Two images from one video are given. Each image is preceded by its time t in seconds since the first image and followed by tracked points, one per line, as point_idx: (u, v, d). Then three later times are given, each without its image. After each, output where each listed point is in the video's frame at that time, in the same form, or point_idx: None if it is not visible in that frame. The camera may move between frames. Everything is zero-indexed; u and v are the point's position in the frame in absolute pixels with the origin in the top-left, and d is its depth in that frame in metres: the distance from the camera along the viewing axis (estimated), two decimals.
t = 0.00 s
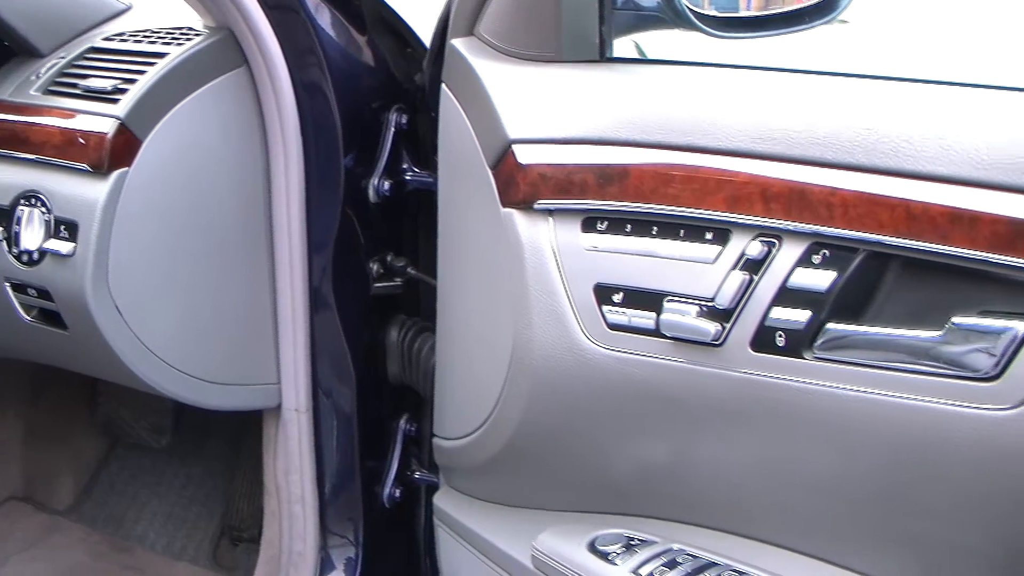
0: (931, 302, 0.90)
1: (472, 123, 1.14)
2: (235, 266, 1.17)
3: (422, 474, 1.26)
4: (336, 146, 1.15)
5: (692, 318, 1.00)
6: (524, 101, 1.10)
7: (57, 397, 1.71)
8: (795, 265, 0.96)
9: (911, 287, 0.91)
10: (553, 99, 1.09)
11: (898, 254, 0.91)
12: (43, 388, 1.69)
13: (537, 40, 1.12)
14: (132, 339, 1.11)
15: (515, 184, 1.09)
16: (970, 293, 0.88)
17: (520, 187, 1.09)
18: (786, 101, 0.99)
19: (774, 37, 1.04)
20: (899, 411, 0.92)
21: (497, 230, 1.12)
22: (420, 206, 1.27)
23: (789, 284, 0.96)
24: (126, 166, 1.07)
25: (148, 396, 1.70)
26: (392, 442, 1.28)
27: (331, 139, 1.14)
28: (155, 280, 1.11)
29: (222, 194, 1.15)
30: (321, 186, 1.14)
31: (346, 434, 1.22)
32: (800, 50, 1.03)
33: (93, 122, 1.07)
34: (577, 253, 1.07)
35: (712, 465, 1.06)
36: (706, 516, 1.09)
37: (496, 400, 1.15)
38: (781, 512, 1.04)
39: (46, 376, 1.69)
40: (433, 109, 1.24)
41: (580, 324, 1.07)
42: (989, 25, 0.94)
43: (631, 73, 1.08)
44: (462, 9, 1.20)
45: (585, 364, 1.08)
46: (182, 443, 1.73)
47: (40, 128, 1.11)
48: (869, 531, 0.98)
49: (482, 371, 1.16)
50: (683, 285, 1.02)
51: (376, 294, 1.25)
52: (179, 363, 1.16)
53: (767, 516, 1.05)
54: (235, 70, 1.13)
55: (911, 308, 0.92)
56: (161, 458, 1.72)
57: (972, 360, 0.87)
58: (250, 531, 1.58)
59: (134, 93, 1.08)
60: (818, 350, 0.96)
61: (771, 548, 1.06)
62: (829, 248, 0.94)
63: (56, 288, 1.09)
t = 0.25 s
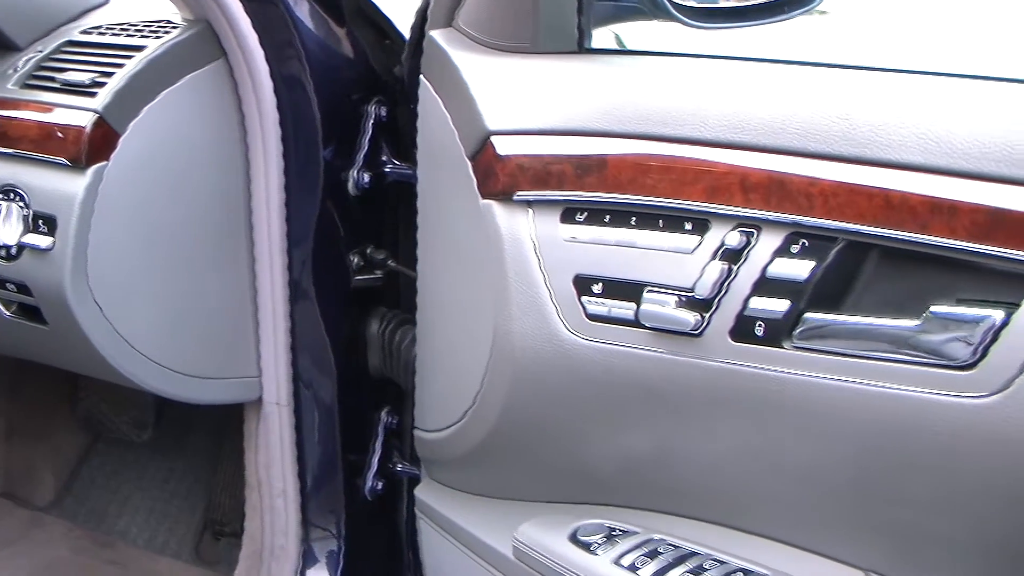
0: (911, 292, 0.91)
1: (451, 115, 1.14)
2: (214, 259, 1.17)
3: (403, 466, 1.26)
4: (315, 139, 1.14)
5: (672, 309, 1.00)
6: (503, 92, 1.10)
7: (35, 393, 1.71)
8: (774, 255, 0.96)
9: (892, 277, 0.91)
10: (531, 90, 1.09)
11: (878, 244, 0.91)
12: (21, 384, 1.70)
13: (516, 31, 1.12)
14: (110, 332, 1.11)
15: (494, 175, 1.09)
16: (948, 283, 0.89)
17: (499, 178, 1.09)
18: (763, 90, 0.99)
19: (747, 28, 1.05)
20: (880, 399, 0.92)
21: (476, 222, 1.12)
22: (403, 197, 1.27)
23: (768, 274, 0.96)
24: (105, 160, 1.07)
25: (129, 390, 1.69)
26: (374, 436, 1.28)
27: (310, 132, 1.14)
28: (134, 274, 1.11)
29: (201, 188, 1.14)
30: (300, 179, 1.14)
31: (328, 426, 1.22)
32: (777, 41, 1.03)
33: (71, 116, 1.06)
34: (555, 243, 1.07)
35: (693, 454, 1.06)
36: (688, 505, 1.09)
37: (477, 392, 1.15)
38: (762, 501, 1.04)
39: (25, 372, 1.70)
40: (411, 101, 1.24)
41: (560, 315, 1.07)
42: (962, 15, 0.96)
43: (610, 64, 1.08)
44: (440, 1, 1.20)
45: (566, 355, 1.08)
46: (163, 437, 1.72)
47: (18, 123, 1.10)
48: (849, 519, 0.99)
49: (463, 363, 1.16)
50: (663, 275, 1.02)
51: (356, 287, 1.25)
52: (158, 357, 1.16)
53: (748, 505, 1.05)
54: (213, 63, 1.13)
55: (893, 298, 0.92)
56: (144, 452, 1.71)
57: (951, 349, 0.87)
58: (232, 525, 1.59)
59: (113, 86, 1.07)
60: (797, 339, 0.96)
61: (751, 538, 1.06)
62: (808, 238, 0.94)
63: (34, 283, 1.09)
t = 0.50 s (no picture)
0: (894, 284, 0.91)
1: (434, 109, 1.14)
2: (198, 255, 1.17)
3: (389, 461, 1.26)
4: (298, 134, 1.14)
5: (655, 302, 1.01)
6: (487, 86, 1.10)
7: (21, 392, 1.71)
8: (758, 247, 0.96)
9: (875, 269, 0.92)
10: (514, 85, 1.09)
11: (860, 236, 0.91)
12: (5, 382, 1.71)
13: (498, 25, 1.12)
14: (94, 329, 1.11)
15: (478, 170, 1.09)
16: (930, 275, 0.89)
17: (483, 172, 1.09)
18: (745, 83, 0.99)
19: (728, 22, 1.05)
20: (865, 391, 0.92)
21: (460, 216, 1.12)
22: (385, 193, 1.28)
23: (751, 267, 0.96)
24: (88, 156, 1.07)
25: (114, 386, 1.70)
26: (360, 430, 1.28)
27: (294, 127, 1.14)
28: (118, 270, 1.11)
29: (185, 184, 1.14)
30: (284, 175, 1.14)
31: (313, 422, 1.22)
32: (759, 35, 1.03)
33: (54, 112, 1.06)
34: (540, 237, 1.07)
35: (679, 447, 1.05)
36: (674, 499, 1.08)
37: (462, 387, 1.15)
38: (747, 493, 1.04)
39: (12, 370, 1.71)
40: (395, 95, 1.23)
41: (544, 309, 1.08)
42: (940, 10, 0.96)
43: (592, 58, 1.08)
44: None
45: (550, 349, 1.08)
46: (148, 434, 1.73)
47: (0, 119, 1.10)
48: (833, 510, 0.99)
49: (447, 358, 1.16)
50: (647, 269, 1.02)
51: (341, 282, 1.25)
52: (142, 353, 1.16)
53: (733, 498, 1.05)
54: (196, 58, 1.13)
55: (876, 289, 0.92)
56: (129, 448, 1.72)
57: (934, 342, 0.88)
58: (220, 521, 1.58)
59: (95, 82, 1.07)
60: (780, 332, 0.96)
61: (736, 530, 1.06)
62: (791, 231, 0.94)
63: (17, 279, 1.08)
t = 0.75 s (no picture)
0: (876, 277, 0.91)
1: (417, 104, 1.14)
2: (182, 253, 1.17)
3: (374, 457, 1.27)
4: (281, 131, 1.14)
5: (639, 297, 1.01)
6: (470, 81, 1.10)
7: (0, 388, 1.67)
8: (741, 241, 0.96)
9: (856, 263, 0.92)
10: (497, 80, 1.09)
11: (843, 229, 0.91)
12: None
13: (482, 22, 1.13)
14: (77, 326, 1.11)
15: (461, 165, 1.09)
16: (912, 267, 0.89)
17: (466, 167, 1.09)
18: (727, 77, 0.99)
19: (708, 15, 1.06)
20: (846, 383, 0.92)
21: (443, 212, 1.12)
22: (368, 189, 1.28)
23: (735, 261, 0.96)
24: (70, 153, 1.07)
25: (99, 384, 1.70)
26: (345, 427, 1.29)
27: (276, 122, 1.14)
28: (101, 266, 1.11)
29: (167, 181, 1.14)
30: (267, 171, 1.15)
31: (298, 418, 1.22)
32: (741, 30, 1.04)
33: (36, 109, 1.06)
34: (523, 232, 1.07)
35: (663, 442, 1.05)
36: (658, 493, 1.09)
37: (447, 382, 1.15)
38: (732, 487, 1.04)
39: None
40: (378, 91, 1.23)
41: (528, 304, 1.08)
42: (921, 6, 0.97)
43: (575, 53, 1.09)
44: None
45: (534, 344, 1.08)
46: (132, 431, 1.73)
47: None
48: (817, 503, 0.98)
49: (431, 353, 1.16)
50: (630, 264, 1.02)
51: (325, 278, 1.26)
52: (125, 350, 1.16)
53: (717, 491, 1.05)
54: (179, 55, 1.13)
55: (858, 283, 0.92)
56: (113, 446, 1.72)
57: (917, 335, 0.88)
58: (205, 518, 1.60)
59: (77, 79, 1.07)
60: (764, 326, 0.96)
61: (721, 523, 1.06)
62: (774, 225, 0.94)
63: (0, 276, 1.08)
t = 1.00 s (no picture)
0: (855, 266, 0.91)
1: (395, 97, 1.14)
2: (162, 248, 1.17)
3: (356, 450, 1.27)
4: (260, 126, 1.14)
5: (619, 289, 1.01)
6: (449, 74, 1.10)
7: None
8: (720, 232, 0.96)
9: (834, 253, 0.92)
10: (475, 73, 1.09)
11: (821, 220, 0.91)
12: None
13: (460, 15, 1.12)
14: (57, 321, 1.11)
15: (440, 158, 1.09)
16: (891, 258, 0.89)
17: (445, 160, 1.09)
18: (703, 68, 1.00)
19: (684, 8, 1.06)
20: (823, 373, 0.92)
21: (423, 205, 1.12)
22: (352, 182, 1.27)
23: (714, 253, 0.97)
24: (49, 148, 1.06)
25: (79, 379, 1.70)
26: (326, 417, 1.29)
27: (256, 115, 1.14)
28: (80, 261, 1.11)
29: (146, 176, 1.14)
30: (247, 166, 1.15)
31: (280, 413, 1.23)
32: (718, 22, 1.04)
33: (14, 104, 1.06)
34: (502, 224, 1.07)
35: (644, 433, 1.05)
36: (639, 484, 1.09)
37: (428, 375, 1.15)
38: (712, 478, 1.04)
39: None
40: (358, 85, 1.23)
41: (508, 296, 1.08)
42: None
43: (553, 45, 1.09)
44: None
45: (514, 336, 1.08)
46: (113, 427, 1.73)
47: None
48: (795, 493, 0.99)
49: (411, 346, 1.16)
50: (610, 256, 1.02)
51: (306, 272, 1.25)
52: (105, 345, 1.15)
53: (697, 482, 1.05)
54: (157, 50, 1.13)
55: (836, 273, 0.92)
56: (94, 442, 1.72)
57: (896, 325, 0.88)
58: (188, 513, 1.58)
59: (55, 73, 1.06)
60: (743, 317, 0.96)
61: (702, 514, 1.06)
62: (752, 216, 0.95)
63: None
